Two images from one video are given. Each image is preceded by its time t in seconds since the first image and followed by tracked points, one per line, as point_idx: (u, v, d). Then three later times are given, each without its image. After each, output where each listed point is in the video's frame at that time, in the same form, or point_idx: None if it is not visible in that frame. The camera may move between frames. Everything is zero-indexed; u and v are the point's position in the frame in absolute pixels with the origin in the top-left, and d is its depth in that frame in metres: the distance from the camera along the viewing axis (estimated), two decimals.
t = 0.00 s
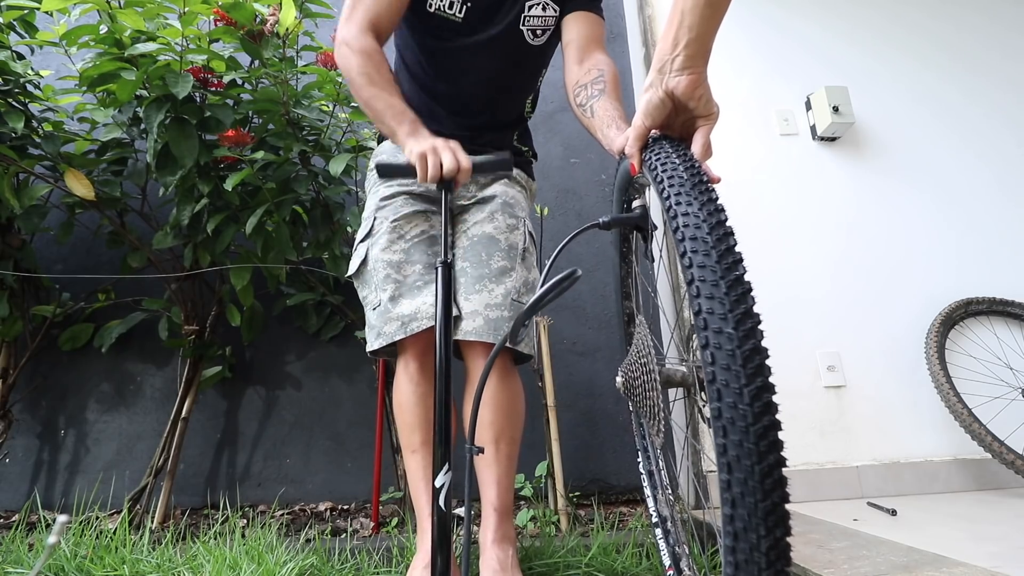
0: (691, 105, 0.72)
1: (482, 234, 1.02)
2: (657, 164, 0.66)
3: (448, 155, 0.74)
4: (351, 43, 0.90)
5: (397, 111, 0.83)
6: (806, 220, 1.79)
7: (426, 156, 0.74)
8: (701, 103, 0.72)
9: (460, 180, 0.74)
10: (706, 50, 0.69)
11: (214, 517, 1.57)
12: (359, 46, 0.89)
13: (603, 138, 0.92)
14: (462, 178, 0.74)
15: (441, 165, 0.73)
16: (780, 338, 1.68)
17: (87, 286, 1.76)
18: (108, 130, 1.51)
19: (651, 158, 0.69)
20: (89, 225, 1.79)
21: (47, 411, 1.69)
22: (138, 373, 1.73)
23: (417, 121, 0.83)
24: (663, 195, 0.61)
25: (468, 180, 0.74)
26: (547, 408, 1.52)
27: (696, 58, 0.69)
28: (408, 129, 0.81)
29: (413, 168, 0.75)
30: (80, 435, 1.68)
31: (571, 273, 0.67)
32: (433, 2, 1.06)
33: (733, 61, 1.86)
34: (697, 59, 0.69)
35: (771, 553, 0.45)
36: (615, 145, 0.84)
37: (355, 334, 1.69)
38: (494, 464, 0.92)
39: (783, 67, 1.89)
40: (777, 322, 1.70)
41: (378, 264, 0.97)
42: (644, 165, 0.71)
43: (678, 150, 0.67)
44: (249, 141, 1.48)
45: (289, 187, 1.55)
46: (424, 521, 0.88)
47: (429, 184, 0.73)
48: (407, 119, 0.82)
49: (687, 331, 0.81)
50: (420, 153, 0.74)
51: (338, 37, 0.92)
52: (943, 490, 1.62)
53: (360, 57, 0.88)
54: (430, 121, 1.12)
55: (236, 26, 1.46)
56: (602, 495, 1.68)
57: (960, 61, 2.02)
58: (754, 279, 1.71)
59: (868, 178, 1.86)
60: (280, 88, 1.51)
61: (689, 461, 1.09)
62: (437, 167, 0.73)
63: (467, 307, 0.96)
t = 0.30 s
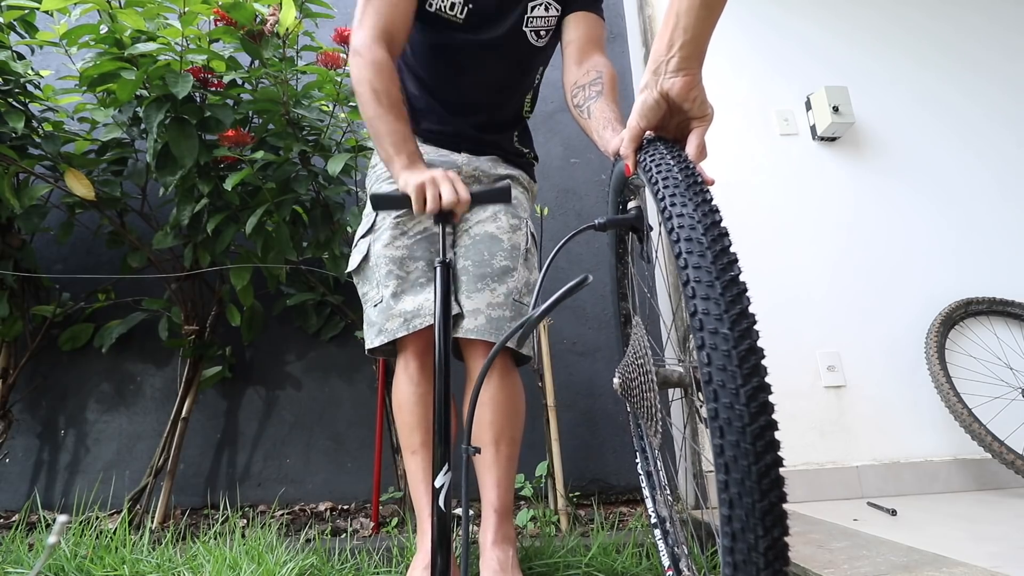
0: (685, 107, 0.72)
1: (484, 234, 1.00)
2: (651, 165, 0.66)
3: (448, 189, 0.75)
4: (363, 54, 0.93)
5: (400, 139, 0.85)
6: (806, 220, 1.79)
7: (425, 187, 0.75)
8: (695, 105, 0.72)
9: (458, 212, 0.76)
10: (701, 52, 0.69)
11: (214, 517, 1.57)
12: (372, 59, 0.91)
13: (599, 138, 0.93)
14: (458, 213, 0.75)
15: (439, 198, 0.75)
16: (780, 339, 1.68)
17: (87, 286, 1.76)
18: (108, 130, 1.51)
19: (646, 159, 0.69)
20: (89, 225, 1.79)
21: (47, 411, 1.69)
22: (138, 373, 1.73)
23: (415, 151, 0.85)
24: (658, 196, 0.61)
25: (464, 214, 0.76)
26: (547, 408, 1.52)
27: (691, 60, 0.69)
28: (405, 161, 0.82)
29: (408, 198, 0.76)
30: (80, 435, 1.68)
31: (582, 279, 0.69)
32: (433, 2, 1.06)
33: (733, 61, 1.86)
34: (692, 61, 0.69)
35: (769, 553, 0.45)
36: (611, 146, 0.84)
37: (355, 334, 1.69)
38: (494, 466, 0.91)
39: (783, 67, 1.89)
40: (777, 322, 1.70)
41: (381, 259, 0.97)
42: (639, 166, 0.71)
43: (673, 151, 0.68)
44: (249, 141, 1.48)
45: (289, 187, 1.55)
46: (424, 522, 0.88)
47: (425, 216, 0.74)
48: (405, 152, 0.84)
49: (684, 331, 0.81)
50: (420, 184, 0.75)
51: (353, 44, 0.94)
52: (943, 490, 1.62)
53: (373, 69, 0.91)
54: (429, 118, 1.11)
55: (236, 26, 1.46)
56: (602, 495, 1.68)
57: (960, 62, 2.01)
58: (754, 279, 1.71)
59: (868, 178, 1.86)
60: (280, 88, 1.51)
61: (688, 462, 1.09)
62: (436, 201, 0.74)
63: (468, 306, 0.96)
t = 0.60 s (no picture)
0: (683, 106, 0.72)
1: (484, 233, 1.02)
2: (648, 164, 0.66)
3: (445, 82, 0.78)
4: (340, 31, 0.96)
5: (388, 58, 0.89)
6: (807, 220, 1.79)
7: (424, 81, 0.77)
8: (693, 104, 0.72)
9: (459, 103, 0.78)
10: (698, 51, 0.68)
11: (214, 517, 1.57)
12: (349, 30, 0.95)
13: (596, 137, 0.92)
14: (461, 105, 0.78)
15: (439, 91, 0.77)
16: (780, 339, 1.68)
17: (87, 286, 1.76)
18: (108, 130, 1.51)
19: (642, 158, 0.69)
20: (89, 225, 1.79)
21: (47, 411, 1.69)
22: (138, 373, 1.73)
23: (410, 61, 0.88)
24: (655, 197, 0.61)
25: (467, 105, 0.78)
26: (547, 408, 1.52)
27: (688, 59, 0.69)
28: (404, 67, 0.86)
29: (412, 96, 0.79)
30: (80, 436, 1.68)
31: (556, 271, 0.73)
32: None
33: (733, 61, 1.86)
34: (689, 60, 0.69)
35: (768, 553, 0.44)
36: (608, 145, 0.84)
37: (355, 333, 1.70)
38: (494, 465, 0.91)
39: (783, 68, 1.89)
40: (777, 322, 1.70)
41: (379, 261, 0.97)
42: (636, 166, 0.71)
43: (670, 151, 0.68)
44: (249, 141, 1.48)
45: (289, 187, 1.55)
46: (424, 522, 0.87)
47: (428, 113, 0.77)
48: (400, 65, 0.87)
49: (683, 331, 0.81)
50: (419, 81, 0.77)
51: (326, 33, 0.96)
52: (943, 490, 1.62)
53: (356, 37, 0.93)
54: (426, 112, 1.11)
55: (236, 26, 1.46)
56: (602, 495, 1.68)
57: (960, 62, 2.02)
58: (754, 279, 1.71)
59: (868, 178, 1.86)
60: (280, 88, 1.51)
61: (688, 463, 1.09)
62: (435, 94, 0.77)
63: (469, 307, 0.96)
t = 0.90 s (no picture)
0: (684, 106, 0.72)
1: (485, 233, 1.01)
2: (648, 164, 0.67)
3: (451, 230, 0.72)
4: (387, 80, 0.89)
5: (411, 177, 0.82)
6: (807, 220, 1.79)
7: (430, 227, 0.73)
8: (693, 104, 0.72)
9: (463, 249, 0.73)
10: (698, 51, 0.69)
11: (214, 517, 1.57)
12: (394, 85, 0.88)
13: (597, 138, 0.92)
14: (463, 250, 0.73)
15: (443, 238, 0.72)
16: (780, 339, 1.68)
17: (87, 285, 1.76)
18: (108, 130, 1.51)
19: (644, 158, 0.69)
20: (89, 225, 1.79)
21: (47, 411, 1.69)
22: (138, 373, 1.73)
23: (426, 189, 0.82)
24: (656, 196, 0.61)
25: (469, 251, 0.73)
26: (547, 408, 1.52)
27: (688, 59, 0.69)
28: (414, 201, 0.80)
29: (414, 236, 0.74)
30: (80, 436, 1.68)
31: (554, 268, 0.73)
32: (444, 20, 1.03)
33: (733, 61, 1.86)
34: (689, 60, 0.69)
35: (769, 554, 0.44)
36: (608, 145, 0.84)
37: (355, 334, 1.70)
38: (494, 466, 0.91)
39: (783, 68, 1.89)
40: (776, 322, 1.70)
41: (383, 259, 0.97)
42: (637, 166, 0.70)
43: (671, 151, 0.68)
44: (249, 141, 1.48)
45: (289, 187, 1.55)
46: (424, 523, 0.87)
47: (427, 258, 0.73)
48: (415, 190, 0.81)
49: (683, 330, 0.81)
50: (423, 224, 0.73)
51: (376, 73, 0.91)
52: (943, 490, 1.62)
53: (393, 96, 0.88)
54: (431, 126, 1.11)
55: (236, 26, 1.46)
56: (602, 495, 1.68)
57: (960, 62, 2.01)
58: (754, 279, 1.71)
59: (868, 178, 1.86)
60: (280, 88, 1.51)
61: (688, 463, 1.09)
62: (439, 241, 0.72)
63: (469, 306, 0.96)
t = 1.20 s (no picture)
0: (682, 106, 0.72)
1: (485, 233, 1.02)
2: (646, 164, 0.67)
3: (447, 53, 0.79)
4: None
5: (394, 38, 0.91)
6: (807, 220, 1.79)
7: (427, 53, 0.79)
8: (692, 103, 0.72)
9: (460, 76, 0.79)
10: (697, 50, 0.68)
11: (214, 517, 1.57)
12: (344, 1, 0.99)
13: (595, 137, 0.92)
14: (462, 76, 0.79)
15: (440, 62, 0.79)
16: (780, 339, 1.68)
17: (87, 285, 1.76)
18: (109, 130, 1.51)
19: (642, 158, 0.69)
20: (89, 225, 1.79)
21: (47, 411, 1.69)
22: (138, 373, 1.73)
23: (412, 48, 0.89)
24: (654, 196, 0.61)
25: (468, 77, 0.79)
26: (547, 408, 1.52)
27: (688, 59, 0.69)
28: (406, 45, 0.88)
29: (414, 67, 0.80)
30: (80, 436, 1.68)
31: (579, 283, 0.72)
32: None
33: (732, 61, 1.86)
34: (688, 60, 0.69)
35: (768, 552, 0.44)
36: (607, 145, 0.84)
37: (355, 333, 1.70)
38: (495, 466, 0.91)
39: (783, 68, 1.89)
40: (777, 323, 1.70)
41: (380, 258, 0.97)
42: (635, 166, 0.70)
43: (669, 150, 0.68)
44: (249, 141, 1.48)
45: (289, 187, 1.55)
46: (424, 522, 0.87)
47: (430, 80, 0.78)
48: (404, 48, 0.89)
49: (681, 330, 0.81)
50: (420, 52, 0.79)
51: None
52: (943, 490, 1.62)
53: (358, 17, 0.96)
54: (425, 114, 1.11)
55: (236, 26, 1.46)
56: (602, 495, 1.68)
57: (960, 62, 2.01)
58: (754, 279, 1.72)
59: (868, 178, 1.86)
60: (280, 88, 1.51)
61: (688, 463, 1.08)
62: (438, 65, 0.79)
63: (469, 306, 0.96)
